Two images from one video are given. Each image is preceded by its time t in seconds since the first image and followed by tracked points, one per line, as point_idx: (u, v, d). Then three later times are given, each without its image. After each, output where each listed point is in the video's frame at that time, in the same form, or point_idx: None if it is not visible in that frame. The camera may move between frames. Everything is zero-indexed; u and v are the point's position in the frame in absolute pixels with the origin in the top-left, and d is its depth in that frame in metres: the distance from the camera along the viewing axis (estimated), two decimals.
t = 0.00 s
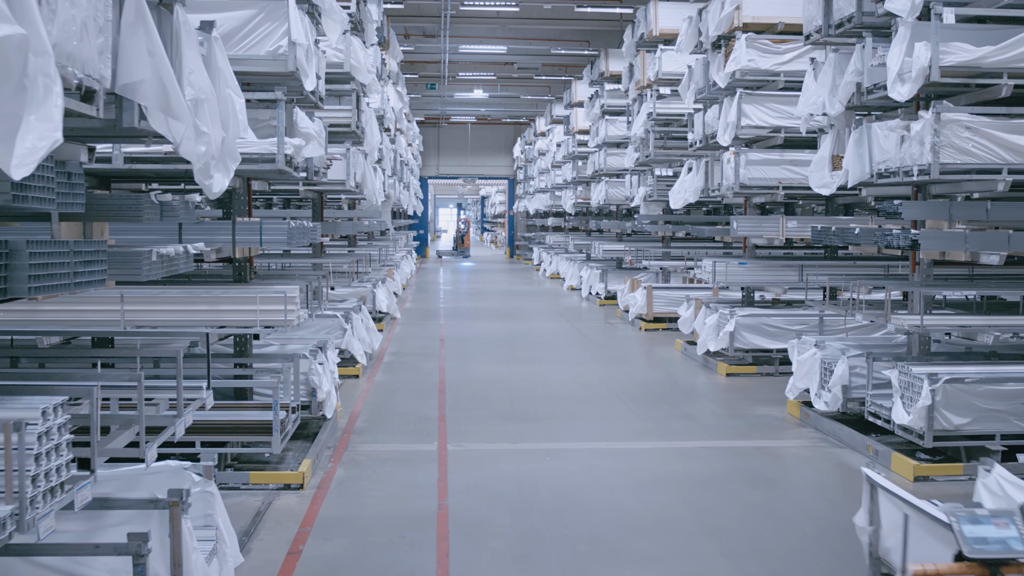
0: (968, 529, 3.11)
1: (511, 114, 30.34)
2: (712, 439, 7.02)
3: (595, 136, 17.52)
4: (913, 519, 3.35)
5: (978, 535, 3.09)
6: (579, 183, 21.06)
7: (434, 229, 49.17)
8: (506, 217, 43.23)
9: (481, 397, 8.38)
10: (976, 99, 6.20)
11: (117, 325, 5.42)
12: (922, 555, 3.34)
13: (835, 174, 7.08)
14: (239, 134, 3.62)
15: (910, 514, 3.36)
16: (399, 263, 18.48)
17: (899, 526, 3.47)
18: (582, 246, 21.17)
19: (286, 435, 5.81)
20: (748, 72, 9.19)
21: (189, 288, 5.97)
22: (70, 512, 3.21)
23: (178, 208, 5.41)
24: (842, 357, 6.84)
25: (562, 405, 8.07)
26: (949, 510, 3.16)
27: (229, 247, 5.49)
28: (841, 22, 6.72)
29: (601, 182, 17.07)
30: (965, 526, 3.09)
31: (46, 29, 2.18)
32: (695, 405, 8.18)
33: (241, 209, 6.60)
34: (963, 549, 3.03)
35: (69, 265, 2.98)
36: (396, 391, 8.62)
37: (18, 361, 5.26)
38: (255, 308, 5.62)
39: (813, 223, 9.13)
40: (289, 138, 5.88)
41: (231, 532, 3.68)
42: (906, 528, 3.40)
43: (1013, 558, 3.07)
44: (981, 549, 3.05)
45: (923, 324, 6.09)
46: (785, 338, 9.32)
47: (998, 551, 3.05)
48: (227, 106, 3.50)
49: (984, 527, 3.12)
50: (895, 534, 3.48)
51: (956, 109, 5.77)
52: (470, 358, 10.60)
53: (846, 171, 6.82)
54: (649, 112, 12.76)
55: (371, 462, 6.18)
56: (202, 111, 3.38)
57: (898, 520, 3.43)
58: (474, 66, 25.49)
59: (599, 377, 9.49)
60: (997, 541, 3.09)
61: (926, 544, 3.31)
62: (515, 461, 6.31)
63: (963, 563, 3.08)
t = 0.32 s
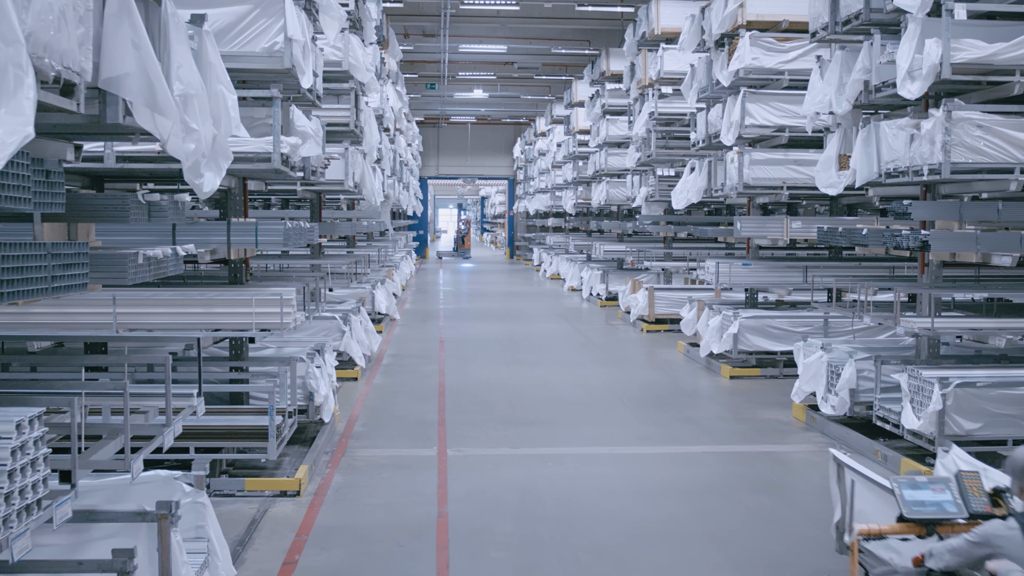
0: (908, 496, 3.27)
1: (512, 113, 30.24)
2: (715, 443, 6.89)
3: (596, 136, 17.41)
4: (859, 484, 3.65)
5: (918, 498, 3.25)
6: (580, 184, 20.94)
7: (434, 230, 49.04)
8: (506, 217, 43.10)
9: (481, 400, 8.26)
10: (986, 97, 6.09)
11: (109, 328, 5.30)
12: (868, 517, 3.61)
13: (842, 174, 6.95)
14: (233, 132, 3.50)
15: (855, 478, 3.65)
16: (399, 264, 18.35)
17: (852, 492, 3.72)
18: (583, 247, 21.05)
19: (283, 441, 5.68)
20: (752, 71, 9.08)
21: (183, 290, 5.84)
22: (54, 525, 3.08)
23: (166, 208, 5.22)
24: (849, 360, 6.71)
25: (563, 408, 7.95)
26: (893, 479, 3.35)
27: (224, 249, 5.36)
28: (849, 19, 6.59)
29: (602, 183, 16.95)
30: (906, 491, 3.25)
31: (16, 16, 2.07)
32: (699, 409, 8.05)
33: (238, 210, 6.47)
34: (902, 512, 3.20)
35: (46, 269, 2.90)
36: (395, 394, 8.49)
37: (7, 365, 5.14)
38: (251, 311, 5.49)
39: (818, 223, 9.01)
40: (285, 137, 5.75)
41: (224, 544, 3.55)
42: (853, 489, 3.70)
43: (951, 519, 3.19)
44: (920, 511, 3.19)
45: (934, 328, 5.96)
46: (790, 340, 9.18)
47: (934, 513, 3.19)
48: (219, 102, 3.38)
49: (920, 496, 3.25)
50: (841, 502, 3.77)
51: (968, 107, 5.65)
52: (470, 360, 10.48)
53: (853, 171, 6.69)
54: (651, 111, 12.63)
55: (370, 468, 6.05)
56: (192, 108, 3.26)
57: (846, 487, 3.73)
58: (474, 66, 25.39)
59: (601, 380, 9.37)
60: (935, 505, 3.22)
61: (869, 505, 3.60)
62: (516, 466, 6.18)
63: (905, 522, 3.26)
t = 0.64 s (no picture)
0: (857, 468, 3.33)
1: (512, 113, 30.11)
2: (720, 448, 6.76)
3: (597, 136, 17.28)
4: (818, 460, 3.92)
5: (865, 469, 3.30)
6: (580, 184, 20.82)
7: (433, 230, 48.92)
8: (506, 217, 42.97)
9: (482, 403, 8.15)
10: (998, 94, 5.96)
11: (101, 331, 5.18)
12: (826, 489, 3.88)
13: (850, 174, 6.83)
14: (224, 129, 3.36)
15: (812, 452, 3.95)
16: (398, 265, 18.22)
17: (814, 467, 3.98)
18: (584, 247, 20.93)
19: (279, 446, 5.55)
20: (756, 70, 8.95)
21: (176, 292, 5.72)
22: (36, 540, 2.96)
23: (153, 207, 5.13)
24: (857, 363, 6.58)
25: (564, 411, 7.83)
26: (842, 451, 3.39)
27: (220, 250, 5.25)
28: (856, 15, 6.47)
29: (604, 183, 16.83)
30: (854, 463, 3.31)
31: None
32: (703, 413, 7.91)
33: (233, 209, 6.34)
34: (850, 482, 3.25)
35: (17, 272, 2.76)
36: (394, 397, 8.36)
37: None
38: (247, 314, 5.37)
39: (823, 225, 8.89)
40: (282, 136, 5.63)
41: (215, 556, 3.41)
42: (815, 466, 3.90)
43: (895, 488, 3.24)
44: (867, 481, 3.25)
45: (945, 331, 5.83)
46: (794, 343, 9.05)
47: (880, 483, 3.24)
48: (210, 98, 3.24)
49: (867, 469, 3.30)
50: (802, 477, 4.06)
51: (980, 105, 5.53)
52: (471, 362, 10.36)
53: (861, 170, 6.57)
54: (652, 110, 12.50)
55: (369, 475, 5.92)
56: (184, 104, 3.12)
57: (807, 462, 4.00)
58: (474, 66, 25.29)
59: (604, 382, 9.23)
60: (881, 475, 3.27)
61: (825, 477, 3.89)
62: (517, 473, 6.05)
63: (854, 490, 3.37)
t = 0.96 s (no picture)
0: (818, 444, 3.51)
1: (512, 113, 29.99)
2: (725, 452, 6.64)
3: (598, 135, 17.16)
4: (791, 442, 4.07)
5: (824, 445, 3.50)
6: (581, 184, 20.70)
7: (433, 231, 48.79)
8: (506, 217, 42.85)
9: (483, 405, 8.05)
10: (1008, 92, 5.85)
11: (92, 334, 5.06)
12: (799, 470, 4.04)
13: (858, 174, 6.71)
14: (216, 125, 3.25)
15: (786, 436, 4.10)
16: (398, 266, 18.09)
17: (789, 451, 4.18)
18: (585, 248, 20.81)
19: (275, 451, 5.41)
20: (760, 68, 8.82)
21: (171, 294, 5.59)
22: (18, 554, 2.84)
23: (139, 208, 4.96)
24: (865, 366, 6.44)
25: (566, 415, 7.72)
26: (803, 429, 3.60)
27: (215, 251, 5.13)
28: (863, 12, 6.36)
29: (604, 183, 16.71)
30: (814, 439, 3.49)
31: None
32: (706, 416, 7.79)
33: (229, 209, 6.21)
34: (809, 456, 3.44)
35: None
36: (393, 400, 8.23)
37: None
38: (242, 316, 5.25)
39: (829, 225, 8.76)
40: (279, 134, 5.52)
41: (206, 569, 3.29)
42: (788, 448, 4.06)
43: (852, 463, 3.42)
44: (825, 455, 3.43)
45: (956, 334, 5.71)
46: (799, 345, 8.93)
47: (837, 457, 3.42)
48: (200, 93, 3.11)
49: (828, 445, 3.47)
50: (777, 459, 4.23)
51: (992, 103, 5.42)
52: (472, 364, 10.24)
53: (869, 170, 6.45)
54: (654, 110, 12.38)
55: (367, 480, 5.80)
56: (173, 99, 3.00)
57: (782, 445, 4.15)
58: (474, 65, 25.20)
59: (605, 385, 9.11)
60: (838, 450, 3.45)
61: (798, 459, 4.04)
62: (519, 478, 5.92)
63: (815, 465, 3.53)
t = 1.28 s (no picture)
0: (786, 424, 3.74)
1: (512, 113, 29.86)
2: (730, 457, 6.50)
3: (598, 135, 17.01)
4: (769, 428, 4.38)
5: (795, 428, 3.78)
6: (582, 184, 20.56)
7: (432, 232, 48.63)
8: (506, 217, 42.73)
9: (483, 408, 7.94)
10: (1020, 89, 5.73)
11: (83, 338, 4.93)
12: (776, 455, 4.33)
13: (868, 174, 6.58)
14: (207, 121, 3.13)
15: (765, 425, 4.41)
16: (397, 267, 17.95)
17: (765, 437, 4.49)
18: (585, 248, 20.68)
19: (270, 457, 5.28)
20: (764, 66, 8.70)
21: (164, 296, 5.46)
22: None
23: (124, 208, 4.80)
24: (873, 370, 6.30)
25: (567, 418, 7.60)
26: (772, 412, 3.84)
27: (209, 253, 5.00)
28: (871, 9, 6.24)
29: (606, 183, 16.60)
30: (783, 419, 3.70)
31: None
32: (709, 419, 7.66)
33: (223, 209, 6.08)
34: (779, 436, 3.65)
35: None
36: (392, 403, 8.11)
37: None
38: (237, 319, 5.12)
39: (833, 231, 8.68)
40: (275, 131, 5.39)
41: None
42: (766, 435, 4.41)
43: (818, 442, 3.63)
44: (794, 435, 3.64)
45: (968, 337, 5.59)
46: (804, 347, 8.80)
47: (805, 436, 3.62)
48: (189, 88, 2.98)
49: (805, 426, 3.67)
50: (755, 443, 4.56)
51: (1005, 101, 5.30)
52: (472, 366, 10.11)
53: (878, 169, 6.31)
54: (656, 109, 12.26)
55: (367, 486, 5.68)
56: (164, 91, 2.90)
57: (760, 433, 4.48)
58: (474, 65, 25.09)
59: (607, 387, 8.99)
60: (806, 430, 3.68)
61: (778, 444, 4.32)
62: (521, 485, 5.79)
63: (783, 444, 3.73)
